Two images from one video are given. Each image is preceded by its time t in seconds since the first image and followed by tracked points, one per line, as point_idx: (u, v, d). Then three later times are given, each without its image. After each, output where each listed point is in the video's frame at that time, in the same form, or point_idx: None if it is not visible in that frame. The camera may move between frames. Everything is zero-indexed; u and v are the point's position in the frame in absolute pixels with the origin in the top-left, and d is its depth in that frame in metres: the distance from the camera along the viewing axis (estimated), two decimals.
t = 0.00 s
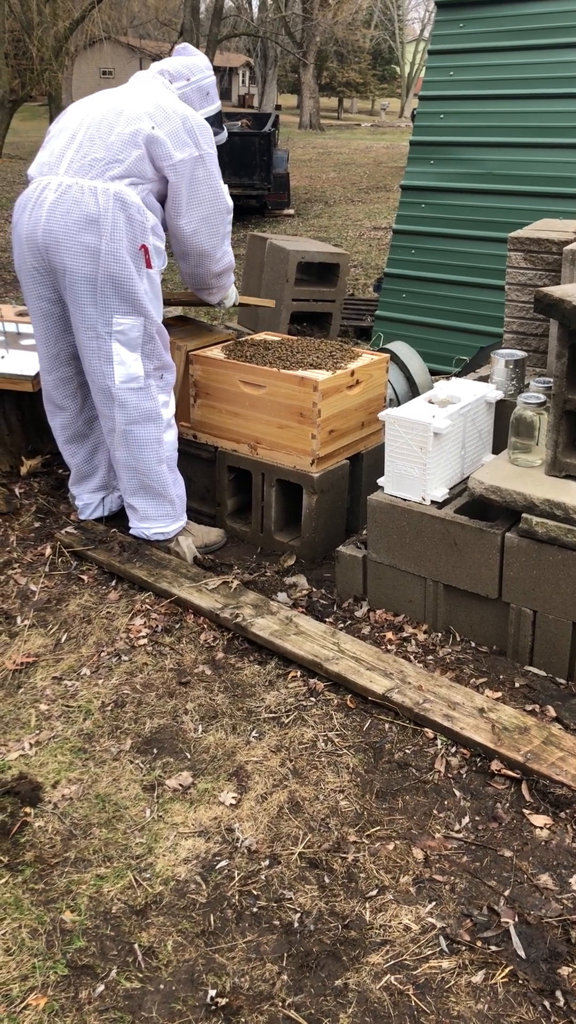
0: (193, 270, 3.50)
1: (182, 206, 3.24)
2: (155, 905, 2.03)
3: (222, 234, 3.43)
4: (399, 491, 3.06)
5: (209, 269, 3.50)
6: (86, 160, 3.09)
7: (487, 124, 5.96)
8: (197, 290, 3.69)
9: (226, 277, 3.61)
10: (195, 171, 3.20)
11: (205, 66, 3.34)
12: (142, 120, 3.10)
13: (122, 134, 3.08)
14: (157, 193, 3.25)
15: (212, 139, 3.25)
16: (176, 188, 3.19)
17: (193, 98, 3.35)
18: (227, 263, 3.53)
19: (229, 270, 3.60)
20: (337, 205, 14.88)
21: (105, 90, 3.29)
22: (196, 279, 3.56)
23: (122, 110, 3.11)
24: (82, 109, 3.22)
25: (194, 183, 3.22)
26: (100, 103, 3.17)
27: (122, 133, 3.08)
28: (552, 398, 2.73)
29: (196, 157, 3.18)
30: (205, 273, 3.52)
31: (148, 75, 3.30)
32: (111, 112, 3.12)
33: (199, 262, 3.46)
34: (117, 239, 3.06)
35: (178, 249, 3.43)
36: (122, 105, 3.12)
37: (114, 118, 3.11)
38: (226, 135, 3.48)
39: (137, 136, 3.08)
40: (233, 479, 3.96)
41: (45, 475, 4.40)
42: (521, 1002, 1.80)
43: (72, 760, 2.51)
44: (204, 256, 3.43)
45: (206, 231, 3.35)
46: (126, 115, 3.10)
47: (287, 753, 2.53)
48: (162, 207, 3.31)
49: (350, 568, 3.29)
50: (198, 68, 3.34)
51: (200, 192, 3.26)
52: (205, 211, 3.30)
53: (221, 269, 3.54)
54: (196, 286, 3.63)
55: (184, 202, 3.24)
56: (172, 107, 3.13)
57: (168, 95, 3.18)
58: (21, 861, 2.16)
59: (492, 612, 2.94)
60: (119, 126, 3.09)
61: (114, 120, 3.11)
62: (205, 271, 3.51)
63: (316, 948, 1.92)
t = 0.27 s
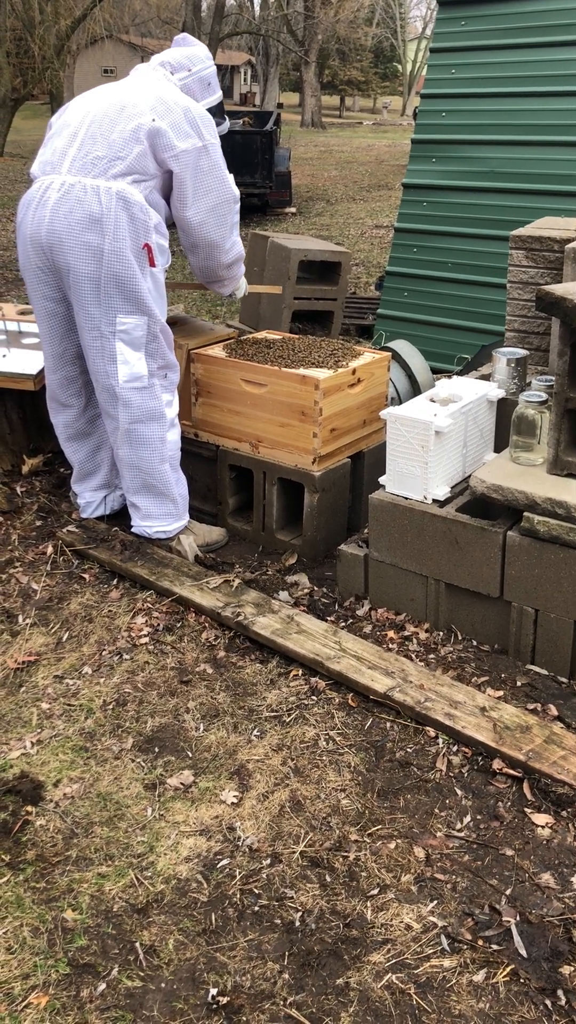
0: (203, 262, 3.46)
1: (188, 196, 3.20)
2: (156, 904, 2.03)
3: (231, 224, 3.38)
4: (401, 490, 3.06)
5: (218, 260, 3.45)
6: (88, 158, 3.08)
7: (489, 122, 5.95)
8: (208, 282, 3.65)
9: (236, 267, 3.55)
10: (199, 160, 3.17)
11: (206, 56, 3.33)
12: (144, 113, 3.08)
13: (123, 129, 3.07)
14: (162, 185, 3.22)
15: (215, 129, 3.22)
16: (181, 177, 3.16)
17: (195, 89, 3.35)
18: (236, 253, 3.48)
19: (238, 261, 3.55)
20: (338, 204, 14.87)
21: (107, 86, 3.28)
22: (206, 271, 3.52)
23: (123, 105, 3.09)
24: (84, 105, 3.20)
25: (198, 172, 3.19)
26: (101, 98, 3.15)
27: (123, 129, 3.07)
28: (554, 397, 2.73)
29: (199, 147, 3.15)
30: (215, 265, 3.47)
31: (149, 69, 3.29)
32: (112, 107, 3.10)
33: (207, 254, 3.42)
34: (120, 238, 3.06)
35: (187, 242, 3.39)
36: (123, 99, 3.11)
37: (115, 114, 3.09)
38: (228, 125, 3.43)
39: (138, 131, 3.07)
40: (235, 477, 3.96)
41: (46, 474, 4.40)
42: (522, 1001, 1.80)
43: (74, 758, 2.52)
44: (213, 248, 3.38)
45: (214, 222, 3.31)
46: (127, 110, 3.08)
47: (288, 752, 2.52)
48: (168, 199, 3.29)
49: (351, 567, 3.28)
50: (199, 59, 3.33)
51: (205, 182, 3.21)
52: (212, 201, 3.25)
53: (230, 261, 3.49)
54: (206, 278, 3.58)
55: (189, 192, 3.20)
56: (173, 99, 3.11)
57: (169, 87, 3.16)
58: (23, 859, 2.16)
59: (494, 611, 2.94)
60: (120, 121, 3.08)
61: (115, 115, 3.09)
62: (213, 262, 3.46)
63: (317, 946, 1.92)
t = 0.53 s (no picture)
0: (200, 246, 3.27)
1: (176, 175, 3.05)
2: (156, 903, 2.03)
3: (228, 205, 3.18)
4: (401, 490, 3.06)
5: (216, 245, 3.26)
6: (82, 156, 3.06)
7: (490, 121, 5.95)
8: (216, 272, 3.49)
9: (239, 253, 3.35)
10: (189, 138, 3.02)
11: (207, 40, 3.23)
12: (133, 101, 3.01)
13: (114, 123, 3.03)
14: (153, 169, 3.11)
15: (211, 108, 3.08)
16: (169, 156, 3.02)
17: (195, 74, 3.24)
18: (235, 237, 3.28)
19: (240, 245, 3.35)
20: (339, 203, 14.87)
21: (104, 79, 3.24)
22: (207, 259, 3.34)
23: (115, 98, 3.05)
24: (80, 99, 3.17)
25: (188, 150, 3.03)
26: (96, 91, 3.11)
27: (114, 124, 3.03)
28: (554, 396, 2.73)
29: (190, 125, 3.01)
30: (213, 249, 3.28)
31: (147, 56, 3.22)
32: (104, 101, 3.06)
33: (204, 238, 3.23)
34: (113, 238, 3.05)
35: (182, 226, 3.22)
36: (116, 91, 3.05)
37: (107, 107, 3.05)
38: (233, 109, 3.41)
39: (128, 121, 3.00)
40: (235, 477, 3.96)
41: (47, 473, 4.40)
42: (521, 1000, 1.80)
43: (74, 757, 2.52)
44: (208, 229, 3.19)
45: (208, 202, 3.12)
46: (119, 103, 3.03)
47: (288, 751, 2.53)
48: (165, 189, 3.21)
49: (351, 567, 3.29)
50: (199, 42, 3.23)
51: (196, 160, 3.05)
52: (203, 180, 3.08)
53: (230, 245, 3.29)
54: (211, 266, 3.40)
55: (179, 171, 3.05)
56: (164, 82, 3.01)
57: (163, 72, 3.07)
58: (23, 858, 2.17)
59: (494, 610, 2.94)
60: (111, 114, 3.04)
61: (107, 109, 3.05)
62: (211, 247, 3.28)
63: (317, 945, 1.92)
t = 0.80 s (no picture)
0: (212, 235, 3.16)
1: (172, 166, 2.96)
2: (155, 902, 2.03)
3: (233, 188, 3.04)
4: (401, 490, 3.06)
5: (224, 231, 3.13)
6: (75, 158, 3.05)
7: (491, 121, 5.94)
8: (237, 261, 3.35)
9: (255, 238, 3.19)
10: (182, 127, 2.92)
11: (215, 22, 3.11)
12: (125, 98, 2.97)
13: (106, 122, 3.00)
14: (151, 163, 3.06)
15: (209, 93, 2.97)
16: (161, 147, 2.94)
17: (200, 58, 3.12)
18: (245, 221, 3.12)
19: (257, 230, 3.19)
20: (340, 203, 14.87)
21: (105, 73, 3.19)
22: (221, 247, 3.22)
23: (107, 95, 3.01)
24: (80, 95, 3.15)
25: (183, 140, 2.94)
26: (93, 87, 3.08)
27: (105, 124, 3.00)
28: (555, 396, 2.73)
29: (182, 114, 2.91)
30: (224, 237, 3.16)
31: (151, 46, 3.15)
32: (98, 99, 3.03)
33: (212, 226, 3.11)
34: (105, 242, 3.05)
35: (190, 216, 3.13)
36: (109, 87, 3.01)
37: (100, 105, 3.01)
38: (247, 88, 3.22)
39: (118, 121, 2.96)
40: (235, 476, 3.96)
41: (46, 472, 4.40)
42: (520, 1000, 1.80)
43: (73, 756, 2.52)
44: (214, 216, 3.07)
45: (207, 189, 3.01)
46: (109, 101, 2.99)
47: (288, 751, 2.52)
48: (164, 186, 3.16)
49: (351, 566, 3.28)
50: (205, 25, 3.11)
51: (191, 148, 2.95)
52: (199, 167, 2.96)
53: (242, 230, 3.14)
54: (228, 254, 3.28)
55: (175, 160, 2.96)
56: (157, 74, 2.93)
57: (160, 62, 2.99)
58: (22, 857, 2.16)
59: (494, 610, 2.94)
60: (104, 113, 3.01)
61: (99, 107, 3.01)
62: (221, 234, 3.15)
63: (316, 945, 1.92)
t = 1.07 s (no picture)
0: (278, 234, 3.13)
1: (220, 178, 2.94)
2: (154, 902, 2.04)
3: (284, 176, 2.99)
4: (401, 491, 3.06)
5: (289, 226, 3.09)
6: (94, 167, 3.03)
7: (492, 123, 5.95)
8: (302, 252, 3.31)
9: (321, 226, 3.13)
10: (218, 135, 2.89)
11: (239, 12, 2.99)
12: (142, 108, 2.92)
13: (125, 132, 2.96)
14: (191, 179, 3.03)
15: (234, 89, 2.91)
16: (201, 162, 2.91)
17: (225, 52, 3.02)
18: (308, 210, 3.06)
19: (321, 211, 3.11)
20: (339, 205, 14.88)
21: (122, 70, 3.12)
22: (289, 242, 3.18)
23: (125, 103, 2.95)
24: (100, 95, 3.10)
25: (224, 147, 2.90)
26: (112, 89, 3.02)
27: (125, 133, 2.96)
28: (554, 398, 2.73)
29: (213, 122, 2.87)
30: (288, 232, 3.12)
31: (171, 40, 3.06)
32: (114, 106, 2.98)
33: (277, 223, 3.08)
34: (123, 256, 3.03)
35: (252, 220, 3.10)
36: (128, 92, 2.95)
37: (118, 113, 2.96)
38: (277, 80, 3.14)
39: (139, 131, 2.92)
40: (235, 477, 3.96)
41: (46, 472, 4.40)
42: (518, 1001, 1.80)
43: (73, 756, 2.52)
44: (277, 213, 3.04)
45: (262, 191, 2.98)
46: (129, 108, 2.94)
47: (287, 751, 2.53)
48: (190, 195, 3.13)
49: (351, 567, 3.29)
50: (228, 16, 3.00)
51: (234, 154, 2.92)
52: (247, 169, 2.93)
53: (308, 216, 3.08)
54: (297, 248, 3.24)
55: (221, 170, 2.93)
56: (178, 81, 2.88)
57: (182, 63, 2.92)
58: (21, 857, 2.17)
59: (493, 612, 2.94)
60: (122, 120, 2.95)
61: (117, 115, 2.96)
62: (288, 230, 3.11)
63: (314, 946, 1.93)
